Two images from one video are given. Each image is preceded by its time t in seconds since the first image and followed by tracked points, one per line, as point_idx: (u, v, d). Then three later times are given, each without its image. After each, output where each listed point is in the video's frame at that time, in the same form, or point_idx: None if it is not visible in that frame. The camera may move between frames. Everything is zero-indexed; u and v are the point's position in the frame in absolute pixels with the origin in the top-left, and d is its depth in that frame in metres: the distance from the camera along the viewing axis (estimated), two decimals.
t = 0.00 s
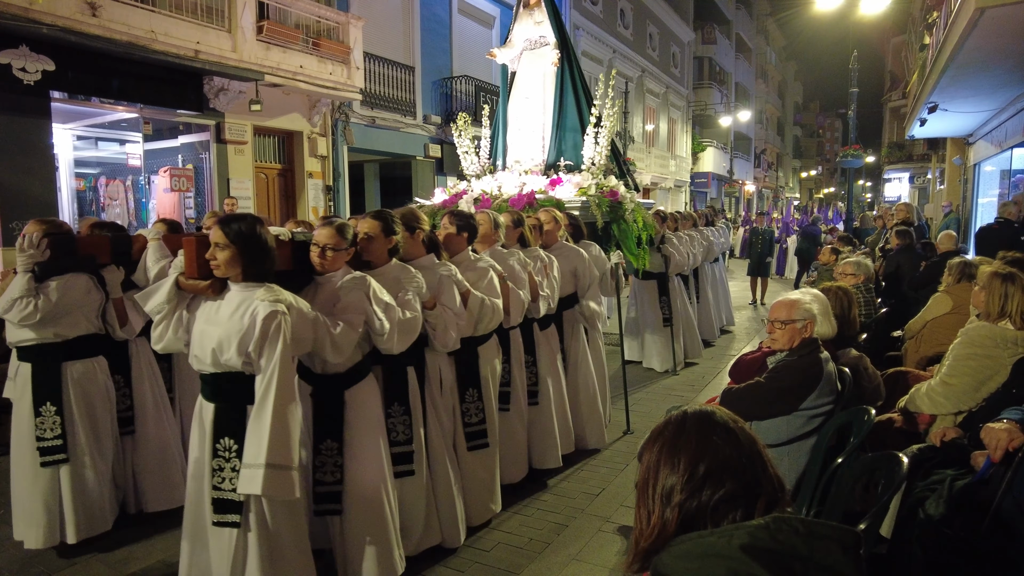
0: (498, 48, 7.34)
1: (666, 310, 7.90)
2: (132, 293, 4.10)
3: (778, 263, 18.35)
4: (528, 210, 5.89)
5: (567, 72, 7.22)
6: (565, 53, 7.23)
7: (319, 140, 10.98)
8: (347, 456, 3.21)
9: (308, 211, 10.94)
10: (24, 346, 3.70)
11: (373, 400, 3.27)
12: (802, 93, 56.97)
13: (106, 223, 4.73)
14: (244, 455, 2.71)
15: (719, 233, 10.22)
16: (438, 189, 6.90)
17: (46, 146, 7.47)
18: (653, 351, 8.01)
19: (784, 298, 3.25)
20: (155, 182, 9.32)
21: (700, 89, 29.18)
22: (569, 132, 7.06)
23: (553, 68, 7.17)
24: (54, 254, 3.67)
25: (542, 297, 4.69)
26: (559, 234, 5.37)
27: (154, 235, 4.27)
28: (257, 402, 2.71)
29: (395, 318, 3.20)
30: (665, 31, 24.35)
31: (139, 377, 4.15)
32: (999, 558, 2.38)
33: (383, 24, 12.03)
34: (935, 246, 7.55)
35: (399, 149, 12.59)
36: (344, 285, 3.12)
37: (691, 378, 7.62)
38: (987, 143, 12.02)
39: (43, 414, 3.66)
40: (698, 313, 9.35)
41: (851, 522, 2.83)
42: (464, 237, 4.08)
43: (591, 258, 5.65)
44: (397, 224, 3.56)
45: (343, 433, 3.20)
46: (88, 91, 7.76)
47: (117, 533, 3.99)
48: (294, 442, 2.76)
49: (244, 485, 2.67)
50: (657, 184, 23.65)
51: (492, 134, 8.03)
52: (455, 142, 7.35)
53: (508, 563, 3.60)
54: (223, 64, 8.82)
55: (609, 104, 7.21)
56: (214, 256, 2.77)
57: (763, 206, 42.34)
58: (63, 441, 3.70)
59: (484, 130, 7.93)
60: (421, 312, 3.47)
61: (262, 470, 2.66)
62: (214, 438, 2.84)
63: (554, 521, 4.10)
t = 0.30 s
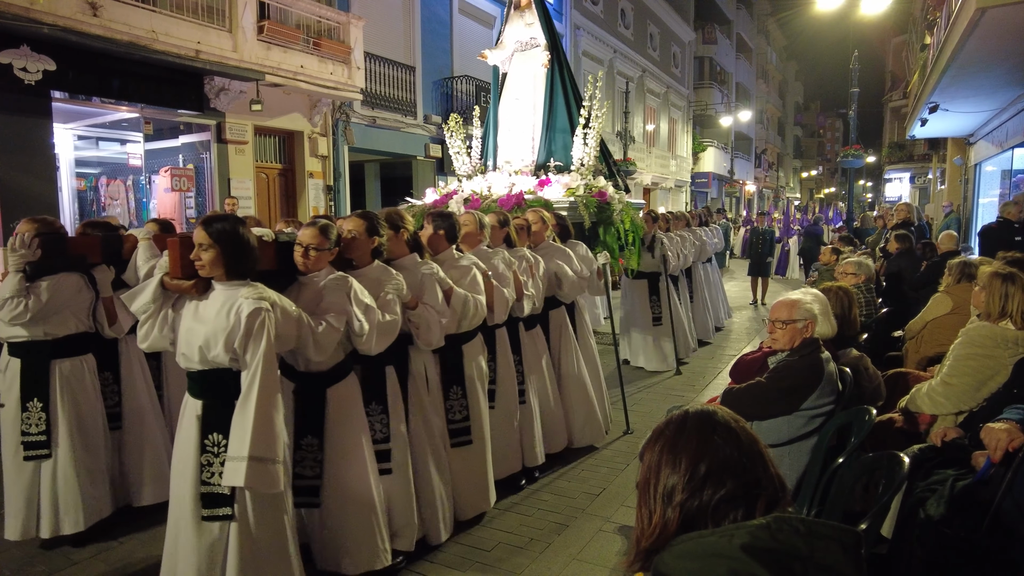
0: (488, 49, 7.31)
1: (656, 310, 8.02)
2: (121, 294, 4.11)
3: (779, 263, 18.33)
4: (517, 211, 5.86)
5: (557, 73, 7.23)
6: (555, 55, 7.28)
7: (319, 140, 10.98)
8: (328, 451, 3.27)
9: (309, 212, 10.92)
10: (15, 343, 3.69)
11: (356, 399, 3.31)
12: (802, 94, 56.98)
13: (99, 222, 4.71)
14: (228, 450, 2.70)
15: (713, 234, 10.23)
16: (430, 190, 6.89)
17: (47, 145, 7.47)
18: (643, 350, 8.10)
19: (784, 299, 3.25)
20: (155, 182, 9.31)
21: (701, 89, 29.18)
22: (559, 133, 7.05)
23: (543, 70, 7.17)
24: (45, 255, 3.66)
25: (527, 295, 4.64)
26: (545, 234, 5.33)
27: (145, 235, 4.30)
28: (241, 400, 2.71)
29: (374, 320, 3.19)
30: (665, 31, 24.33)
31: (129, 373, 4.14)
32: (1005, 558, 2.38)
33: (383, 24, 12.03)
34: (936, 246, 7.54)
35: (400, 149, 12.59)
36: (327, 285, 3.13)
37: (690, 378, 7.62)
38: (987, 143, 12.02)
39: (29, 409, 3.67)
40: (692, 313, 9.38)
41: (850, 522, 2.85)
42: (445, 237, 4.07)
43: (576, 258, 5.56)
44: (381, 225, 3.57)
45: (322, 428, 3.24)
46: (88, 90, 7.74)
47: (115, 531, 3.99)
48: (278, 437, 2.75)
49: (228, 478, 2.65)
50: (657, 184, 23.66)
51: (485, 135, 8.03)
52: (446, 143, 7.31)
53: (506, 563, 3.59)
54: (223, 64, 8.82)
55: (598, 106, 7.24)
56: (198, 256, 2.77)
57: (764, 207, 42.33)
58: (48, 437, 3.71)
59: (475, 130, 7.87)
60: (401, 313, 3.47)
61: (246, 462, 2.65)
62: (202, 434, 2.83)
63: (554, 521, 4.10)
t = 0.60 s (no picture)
0: (484, 51, 7.32)
1: (647, 310, 8.01)
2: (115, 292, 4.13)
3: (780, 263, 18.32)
4: (510, 212, 5.92)
5: (550, 75, 7.19)
6: (549, 57, 7.22)
7: (320, 140, 10.99)
8: (320, 448, 3.26)
9: (310, 211, 10.90)
10: (14, 342, 3.70)
11: (347, 398, 3.33)
12: (802, 94, 56.96)
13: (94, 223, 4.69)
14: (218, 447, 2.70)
15: (708, 234, 10.23)
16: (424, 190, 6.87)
17: (48, 145, 7.47)
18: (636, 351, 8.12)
19: (785, 298, 3.24)
20: (156, 182, 9.42)
21: (701, 89, 29.17)
22: (552, 133, 7.04)
23: (537, 71, 7.14)
24: (40, 254, 3.65)
25: (517, 295, 4.61)
26: (538, 234, 5.37)
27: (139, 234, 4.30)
28: (230, 398, 2.71)
29: (364, 316, 3.22)
30: (666, 31, 24.31)
31: (125, 370, 4.14)
32: (1007, 558, 2.38)
33: (384, 24, 12.02)
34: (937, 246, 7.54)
35: (399, 149, 12.57)
36: (315, 284, 3.13)
37: (691, 378, 7.59)
38: (988, 143, 12.02)
39: (29, 406, 3.68)
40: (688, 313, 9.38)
41: (852, 522, 2.85)
42: (435, 237, 4.04)
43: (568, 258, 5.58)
44: (372, 223, 3.57)
45: (315, 425, 3.23)
46: (89, 90, 7.72)
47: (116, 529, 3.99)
48: (266, 434, 2.75)
49: (218, 476, 2.65)
50: (657, 184, 23.66)
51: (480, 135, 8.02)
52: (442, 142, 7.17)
53: (508, 563, 3.58)
54: (224, 63, 8.82)
55: (591, 107, 7.28)
56: (188, 256, 2.76)
57: (764, 206, 42.30)
58: (45, 434, 3.70)
59: (471, 130, 7.84)
60: (392, 311, 3.46)
61: (236, 460, 2.65)
62: (195, 431, 2.84)
63: (555, 521, 4.09)
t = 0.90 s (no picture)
0: (484, 51, 7.32)
1: (647, 309, 8.03)
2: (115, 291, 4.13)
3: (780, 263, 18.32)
4: (509, 212, 5.91)
5: (550, 75, 7.17)
6: (548, 57, 7.20)
7: (321, 140, 11.00)
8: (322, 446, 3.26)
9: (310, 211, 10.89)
10: (14, 342, 3.68)
11: (347, 397, 3.32)
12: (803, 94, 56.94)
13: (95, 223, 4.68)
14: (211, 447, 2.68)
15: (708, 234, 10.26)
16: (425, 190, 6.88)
17: (48, 144, 7.47)
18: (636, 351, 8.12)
19: (785, 300, 3.24)
20: (157, 182, 9.42)
21: (701, 89, 29.17)
22: (552, 134, 7.03)
23: (537, 71, 7.13)
24: (39, 253, 3.65)
25: (518, 295, 4.61)
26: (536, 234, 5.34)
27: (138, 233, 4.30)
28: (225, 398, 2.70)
29: (362, 315, 3.22)
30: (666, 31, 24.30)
31: (126, 369, 4.11)
32: (1009, 558, 2.38)
33: (384, 24, 12.01)
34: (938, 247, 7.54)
35: (399, 148, 12.55)
36: (313, 284, 3.13)
37: (692, 378, 7.60)
38: (988, 143, 12.02)
39: (34, 405, 3.71)
40: (688, 313, 9.39)
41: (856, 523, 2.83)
42: (435, 236, 4.04)
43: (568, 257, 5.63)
44: (370, 222, 3.57)
45: (317, 423, 3.23)
46: (90, 90, 7.71)
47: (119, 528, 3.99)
48: (260, 433, 2.74)
49: (212, 477, 2.63)
50: (657, 184, 23.66)
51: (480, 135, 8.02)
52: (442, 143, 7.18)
53: (510, 564, 3.58)
54: (225, 63, 8.81)
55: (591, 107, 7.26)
56: (186, 257, 2.76)
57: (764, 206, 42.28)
58: (52, 432, 3.75)
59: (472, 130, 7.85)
60: (391, 310, 3.46)
61: (229, 460, 2.62)
62: (192, 431, 2.84)
63: (556, 521, 4.09)
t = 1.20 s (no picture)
0: (487, 50, 7.28)
1: (649, 310, 8.03)
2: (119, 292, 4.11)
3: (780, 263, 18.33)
4: (514, 211, 5.81)
5: (555, 75, 7.18)
6: (553, 56, 7.24)
7: (321, 140, 11.00)
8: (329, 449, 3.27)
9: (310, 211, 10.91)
10: (17, 342, 3.69)
11: (354, 399, 3.31)
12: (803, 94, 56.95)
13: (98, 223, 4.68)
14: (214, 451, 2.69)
15: (714, 234, 10.29)
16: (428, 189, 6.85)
17: (48, 144, 7.47)
18: (638, 351, 8.12)
19: (785, 300, 3.24)
20: (157, 182, 9.40)
21: (701, 89, 29.17)
22: (557, 133, 7.03)
23: (542, 70, 7.15)
24: (42, 252, 3.63)
25: (523, 296, 4.63)
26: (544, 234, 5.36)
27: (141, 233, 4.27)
28: (229, 399, 2.70)
29: (370, 316, 3.22)
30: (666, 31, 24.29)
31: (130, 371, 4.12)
32: (1008, 558, 2.38)
33: (384, 24, 12.01)
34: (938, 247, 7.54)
35: (400, 148, 12.56)
36: (320, 285, 3.13)
37: (693, 378, 7.61)
38: (988, 143, 12.02)
39: (38, 407, 3.68)
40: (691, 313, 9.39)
41: (855, 522, 2.84)
42: (442, 236, 4.04)
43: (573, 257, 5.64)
44: (376, 222, 3.56)
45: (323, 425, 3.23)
46: (90, 90, 7.71)
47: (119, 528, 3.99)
48: (266, 437, 2.74)
49: (213, 480, 2.64)
50: (657, 183, 23.66)
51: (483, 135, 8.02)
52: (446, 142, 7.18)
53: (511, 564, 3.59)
54: (225, 63, 8.81)
55: (596, 105, 7.22)
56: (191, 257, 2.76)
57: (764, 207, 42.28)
58: (59, 433, 3.74)
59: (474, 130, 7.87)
60: (398, 311, 3.46)
61: (232, 465, 2.63)
62: (195, 434, 2.84)
63: (557, 521, 4.10)
